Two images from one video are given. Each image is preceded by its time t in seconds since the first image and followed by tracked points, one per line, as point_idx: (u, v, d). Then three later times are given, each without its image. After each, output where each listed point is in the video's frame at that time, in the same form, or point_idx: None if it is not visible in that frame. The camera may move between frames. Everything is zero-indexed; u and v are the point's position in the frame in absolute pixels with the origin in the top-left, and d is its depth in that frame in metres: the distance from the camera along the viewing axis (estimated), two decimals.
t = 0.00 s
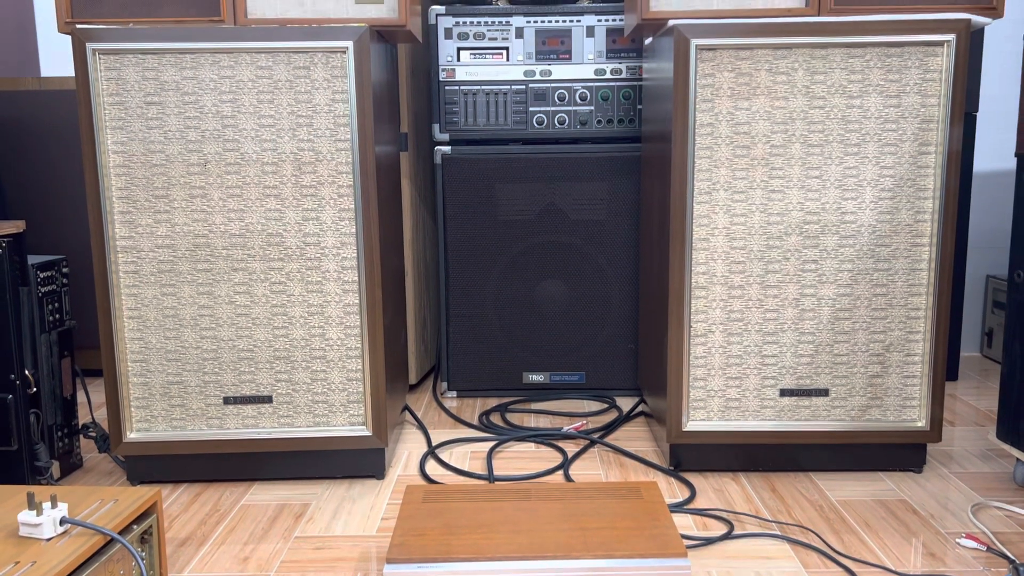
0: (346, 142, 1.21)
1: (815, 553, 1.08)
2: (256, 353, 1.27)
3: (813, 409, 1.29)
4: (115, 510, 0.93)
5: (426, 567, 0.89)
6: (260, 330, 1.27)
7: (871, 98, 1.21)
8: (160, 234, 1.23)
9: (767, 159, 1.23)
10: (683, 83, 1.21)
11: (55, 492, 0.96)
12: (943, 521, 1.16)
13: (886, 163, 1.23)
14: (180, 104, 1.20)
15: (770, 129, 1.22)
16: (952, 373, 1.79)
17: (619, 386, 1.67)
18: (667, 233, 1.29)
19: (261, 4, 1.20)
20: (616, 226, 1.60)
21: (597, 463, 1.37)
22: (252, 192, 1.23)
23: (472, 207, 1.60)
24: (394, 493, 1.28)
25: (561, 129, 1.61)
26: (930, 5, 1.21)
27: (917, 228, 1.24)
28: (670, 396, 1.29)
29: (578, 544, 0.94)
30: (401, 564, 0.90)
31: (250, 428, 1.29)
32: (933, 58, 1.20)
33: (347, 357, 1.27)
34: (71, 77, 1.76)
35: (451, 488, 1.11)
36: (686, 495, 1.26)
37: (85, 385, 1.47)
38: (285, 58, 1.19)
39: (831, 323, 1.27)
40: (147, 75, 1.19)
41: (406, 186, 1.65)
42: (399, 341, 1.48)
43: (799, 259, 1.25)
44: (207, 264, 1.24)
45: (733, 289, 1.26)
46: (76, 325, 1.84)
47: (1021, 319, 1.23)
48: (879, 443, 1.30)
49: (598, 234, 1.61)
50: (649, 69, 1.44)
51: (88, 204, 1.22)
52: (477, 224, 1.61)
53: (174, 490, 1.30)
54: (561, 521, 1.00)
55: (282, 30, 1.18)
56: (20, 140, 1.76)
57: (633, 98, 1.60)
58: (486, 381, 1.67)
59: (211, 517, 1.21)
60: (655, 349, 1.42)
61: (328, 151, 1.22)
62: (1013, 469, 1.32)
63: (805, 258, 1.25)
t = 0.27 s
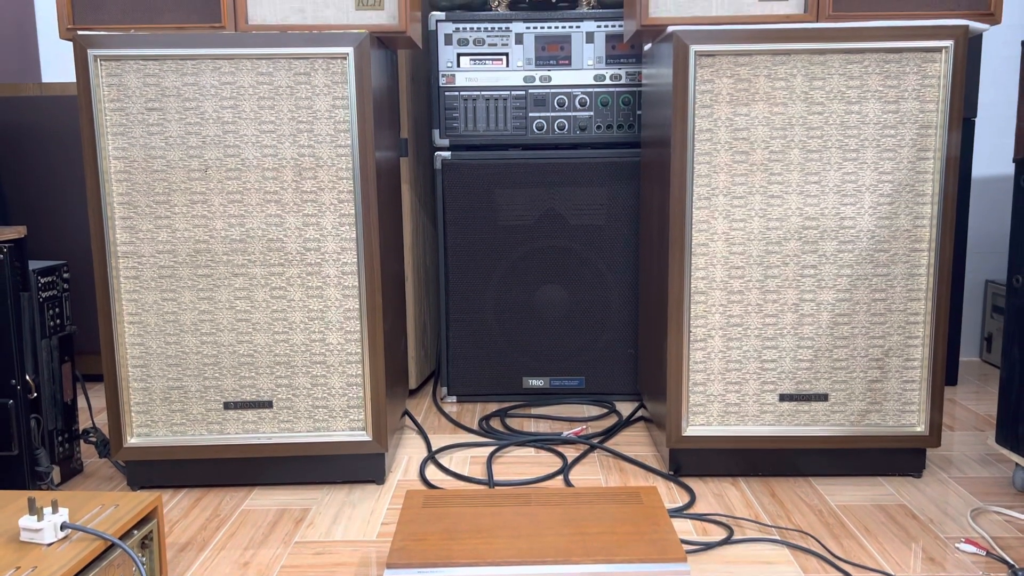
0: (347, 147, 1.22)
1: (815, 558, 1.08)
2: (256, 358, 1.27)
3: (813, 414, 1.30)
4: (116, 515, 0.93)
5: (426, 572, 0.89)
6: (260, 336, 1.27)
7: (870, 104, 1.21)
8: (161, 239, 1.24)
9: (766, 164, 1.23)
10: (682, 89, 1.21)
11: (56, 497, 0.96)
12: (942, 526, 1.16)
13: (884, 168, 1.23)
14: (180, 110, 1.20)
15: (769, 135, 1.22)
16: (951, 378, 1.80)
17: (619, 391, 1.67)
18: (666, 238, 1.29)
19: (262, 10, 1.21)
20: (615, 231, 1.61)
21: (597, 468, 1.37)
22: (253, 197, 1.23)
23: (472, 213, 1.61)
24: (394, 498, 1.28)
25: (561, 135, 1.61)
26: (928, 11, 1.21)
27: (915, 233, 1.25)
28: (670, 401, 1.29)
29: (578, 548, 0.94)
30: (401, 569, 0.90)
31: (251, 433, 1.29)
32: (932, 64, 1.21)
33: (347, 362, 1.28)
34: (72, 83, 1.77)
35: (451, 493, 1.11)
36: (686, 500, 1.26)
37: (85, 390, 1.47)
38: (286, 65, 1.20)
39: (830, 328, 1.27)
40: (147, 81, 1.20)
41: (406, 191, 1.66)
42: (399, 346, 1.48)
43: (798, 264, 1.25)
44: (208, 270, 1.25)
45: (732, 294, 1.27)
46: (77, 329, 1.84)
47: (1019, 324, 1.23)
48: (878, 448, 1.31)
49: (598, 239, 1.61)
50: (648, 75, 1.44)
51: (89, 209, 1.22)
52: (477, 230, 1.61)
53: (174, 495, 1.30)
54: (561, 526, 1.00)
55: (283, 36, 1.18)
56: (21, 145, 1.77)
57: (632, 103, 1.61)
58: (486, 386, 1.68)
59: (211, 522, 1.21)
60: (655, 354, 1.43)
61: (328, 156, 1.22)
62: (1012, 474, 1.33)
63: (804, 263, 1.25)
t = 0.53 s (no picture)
0: (347, 149, 1.22)
1: (815, 560, 1.08)
2: (257, 360, 1.27)
3: (813, 416, 1.29)
4: (116, 517, 0.93)
5: (426, 574, 0.89)
6: (260, 338, 1.27)
7: (870, 106, 1.22)
8: (161, 241, 1.24)
9: (767, 166, 1.23)
10: (682, 91, 1.21)
11: (56, 499, 0.95)
12: (943, 528, 1.16)
13: (885, 170, 1.23)
14: (181, 112, 1.21)
15: (769, 137, 1.22)
16: (951, 381, 1.80)
17: (619, 393, 1.67)
18: (666, 240, 1.29)
19: (262, 13, 1.21)
20: (616, 233, 1.61)
21: (597, 470, 1.37)
22: (253, 199, 1.23)
23: (472, 215, 1.61)
24: (394, 500, 1.28)
25: (561, 137, 1.62)
26: (928, 13, 1.21)
27: (915, 235, 1.25)
28: (670, 403, 1.29)
29: (579, 550, 0.94)
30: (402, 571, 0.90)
31: (251, 435, 1.29)
32: (931, 66, 1.21)
33: (348, 364, 1.28)
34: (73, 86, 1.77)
35: (452, 495, 1.11)
36: (686, 502, 1.26)
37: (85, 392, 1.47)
38: (286, 67, 1.20)
39: (830, 330, 1.27)
40: (148, 83, 1.20)
41: (406, 193, 1.66)
42: (399, 348, 1.48)
43: (799, 266, 1.26)
44: (208, 272, 1.25)
45: (732, 296, 1.27)
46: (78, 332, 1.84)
47: (1020, 326, 1.23)
48: (878, 450, 1.30)
49: (598, 242, 1.61)
50: (648, 78, 1.45)
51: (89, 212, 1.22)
52: (477, 232, 1.61)
53: (174, 497, 1.30)
54: (562, 528, 1.00)
55: (283, 39, 1.19)
56: (21, 148, 1.77)
57: (633, 106, 1.61)
58: (487, 388, 1.68)
59: (211, 525, 1.21)
60: (655, 356, 1.43)
61: (328, 158, 1.22)
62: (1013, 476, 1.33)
63: (804, 265, 1.26)
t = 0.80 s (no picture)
0: (346, 151, 1.22)
1: (814, 561, 1.08)
2: (255, 362, 1.27)
3: (812, 417, 1.29)
4: (115, 519, 0.93)
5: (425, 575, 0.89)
6: (259, 340, 1.27)
7: (868, 107, 1.22)
8: (160, 243, 1.24)
9: (765, 167, 1.23)
10: (681, 93, 1.21)
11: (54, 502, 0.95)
12: (942, 529, 1.16)
13: (883, 171, 1.23)
14: (180, 114, 1.21)
15: (767, 139, 1.22)
16: (950, 382, 1.80)
17: (618, 395, 1.67)
18: (665, 241, 1.29)
19: (261, 16, 1.22)
20: (615, 235, 1.61)
21: (596, 472, 1.37)
22: (252, 201, 1.23)
23: (472, 217, 1.61)
24: (393, 502, 1.28)
25: (560, 139, 1.62)
26: (926, 15, 1.22)
27: (914, 236, 1.25)
28: (669, 405, 1.29)
29: (578, 552, 0.93)
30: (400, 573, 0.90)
31: (250, 438, 1.29)
32: (930, 67, 1.21)
33: (347, 366, 1.28)
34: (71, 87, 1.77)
35: (451, 497, 1.11)
36: (686, 504, 1.26)
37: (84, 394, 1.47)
38: (285, 69, 1.20)
39: (829, 331, 1.27)
40: (147, 85, 1.20)
41: (405, 195, 1.66)
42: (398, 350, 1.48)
43: (797, 267, 1.26)
44: (207, 274, 1.25)
45: (731, 297, 1.27)
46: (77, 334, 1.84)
47: (1018, 327, 1.23)
48: (877, 452, 1.30)
49: (598, 243, 1.61)
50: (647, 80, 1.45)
51: (88, 214, 1.22)
52: (476, 233, 1.61)
53: (173, 499, 1.30)
54: (561, 529, 1.00)
55: (281, 41, 1.19)
56: (19, 150, 1.77)
57: (632, 107, 1.61)
58: (486, 390, 1.68)
59: (210, 527, 1.21)
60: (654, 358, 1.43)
61: (327, 160, 1.22)
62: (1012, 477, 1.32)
63: (803, 267, 1.26)
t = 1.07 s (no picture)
0: (344, 153, 1.22)
1: (812, 562, 1.08)
2: (254, 364, 1.27)
3: (810, 419, 1.30)
4: (113, 521, 0.93)
5: None
6: (257, 342, 1.27)
7: (866, 109, 1.22)
8: (158, 245, 1.24)
9: (763, 169, 1.23)
10: (678, 95, 1.22)
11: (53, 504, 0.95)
12: (940, 530, 1.16)
13: (881, 173, 1.23)
14: (178, 116, 1.21)
15: (765, 140, 1.22)
16: (949, 383, 1.80)
17: (617, 396, 1.68)
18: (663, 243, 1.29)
19: (258, 19, 1.21)
20: (613, 236, 1.61)
21: (595, 473, 1.37)
22: (250, 203, 1.23)
23: (470, 218, 1.61)
24: (391, 504, 1.28)
25: (558, 140, 1.62)
26: (923, 16, 1.22)
27: (912, 238, 1.25)
28: (668, 407, 1.29)
29: (576, 554, 0.94)
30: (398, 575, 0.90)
31: (249, 439, 1.29)
32: (927, 69, 1.21)
33: (345, 368, 1.28)
34: (70, 90, 1.77)
35: (449, 499, 1.11)
36: (683, 505, 1.26)
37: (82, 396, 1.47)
38: (283, 71, 1.20)
39: (827, 332, 1.27)
40: (145, 88, 1.20)
41: (404, 197, 1.66)
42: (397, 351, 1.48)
43: (795, 269, 1.26)
44: (205, 276, 1.25)
45: (729, 299, 1.27)
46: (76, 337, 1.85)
47: (1016, 328, 1.23)
48: (875, 453, 1.31)
49: (596, 244, 1.61)
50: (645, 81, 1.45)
51: (87, 216, 1.22)
52: (474, 235, 1.62)
53: (171, 501, 1.30)
54: (558, 531, 1.00)
55: (279, 43, 1.19)
56: (17, 153, 1.77)
57: (630, 109, 1.61)
58: (484, 391, 1.68)
59: (209, 529, 1.21)
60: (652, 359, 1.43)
61: (325, 162, 1.22)
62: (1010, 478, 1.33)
63: (801, 268, 1.26)
